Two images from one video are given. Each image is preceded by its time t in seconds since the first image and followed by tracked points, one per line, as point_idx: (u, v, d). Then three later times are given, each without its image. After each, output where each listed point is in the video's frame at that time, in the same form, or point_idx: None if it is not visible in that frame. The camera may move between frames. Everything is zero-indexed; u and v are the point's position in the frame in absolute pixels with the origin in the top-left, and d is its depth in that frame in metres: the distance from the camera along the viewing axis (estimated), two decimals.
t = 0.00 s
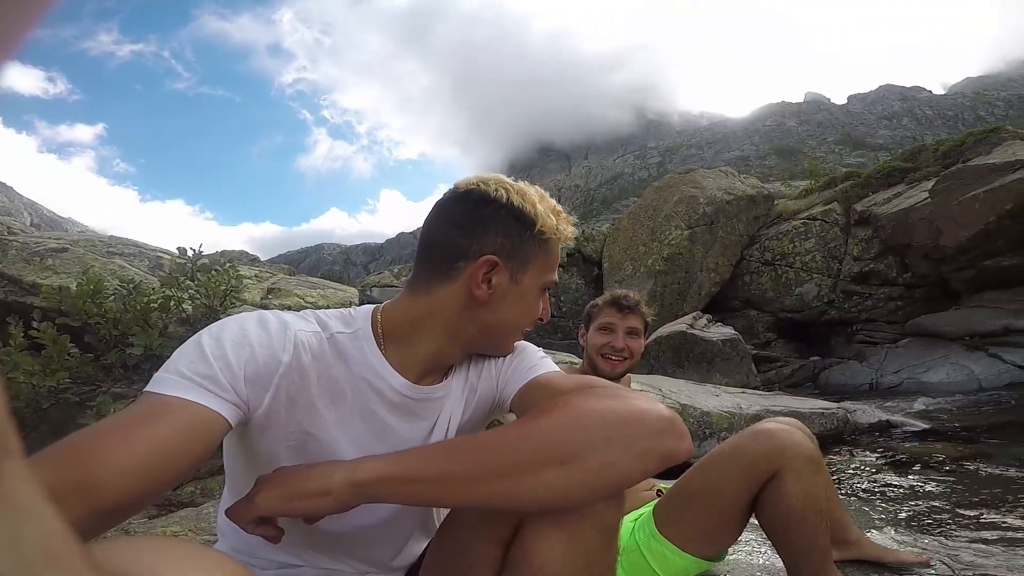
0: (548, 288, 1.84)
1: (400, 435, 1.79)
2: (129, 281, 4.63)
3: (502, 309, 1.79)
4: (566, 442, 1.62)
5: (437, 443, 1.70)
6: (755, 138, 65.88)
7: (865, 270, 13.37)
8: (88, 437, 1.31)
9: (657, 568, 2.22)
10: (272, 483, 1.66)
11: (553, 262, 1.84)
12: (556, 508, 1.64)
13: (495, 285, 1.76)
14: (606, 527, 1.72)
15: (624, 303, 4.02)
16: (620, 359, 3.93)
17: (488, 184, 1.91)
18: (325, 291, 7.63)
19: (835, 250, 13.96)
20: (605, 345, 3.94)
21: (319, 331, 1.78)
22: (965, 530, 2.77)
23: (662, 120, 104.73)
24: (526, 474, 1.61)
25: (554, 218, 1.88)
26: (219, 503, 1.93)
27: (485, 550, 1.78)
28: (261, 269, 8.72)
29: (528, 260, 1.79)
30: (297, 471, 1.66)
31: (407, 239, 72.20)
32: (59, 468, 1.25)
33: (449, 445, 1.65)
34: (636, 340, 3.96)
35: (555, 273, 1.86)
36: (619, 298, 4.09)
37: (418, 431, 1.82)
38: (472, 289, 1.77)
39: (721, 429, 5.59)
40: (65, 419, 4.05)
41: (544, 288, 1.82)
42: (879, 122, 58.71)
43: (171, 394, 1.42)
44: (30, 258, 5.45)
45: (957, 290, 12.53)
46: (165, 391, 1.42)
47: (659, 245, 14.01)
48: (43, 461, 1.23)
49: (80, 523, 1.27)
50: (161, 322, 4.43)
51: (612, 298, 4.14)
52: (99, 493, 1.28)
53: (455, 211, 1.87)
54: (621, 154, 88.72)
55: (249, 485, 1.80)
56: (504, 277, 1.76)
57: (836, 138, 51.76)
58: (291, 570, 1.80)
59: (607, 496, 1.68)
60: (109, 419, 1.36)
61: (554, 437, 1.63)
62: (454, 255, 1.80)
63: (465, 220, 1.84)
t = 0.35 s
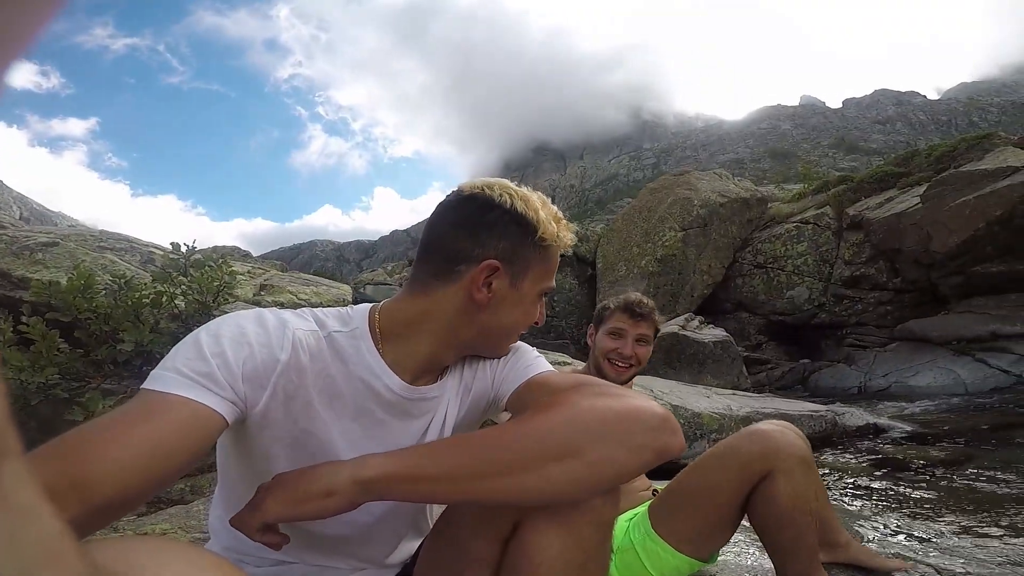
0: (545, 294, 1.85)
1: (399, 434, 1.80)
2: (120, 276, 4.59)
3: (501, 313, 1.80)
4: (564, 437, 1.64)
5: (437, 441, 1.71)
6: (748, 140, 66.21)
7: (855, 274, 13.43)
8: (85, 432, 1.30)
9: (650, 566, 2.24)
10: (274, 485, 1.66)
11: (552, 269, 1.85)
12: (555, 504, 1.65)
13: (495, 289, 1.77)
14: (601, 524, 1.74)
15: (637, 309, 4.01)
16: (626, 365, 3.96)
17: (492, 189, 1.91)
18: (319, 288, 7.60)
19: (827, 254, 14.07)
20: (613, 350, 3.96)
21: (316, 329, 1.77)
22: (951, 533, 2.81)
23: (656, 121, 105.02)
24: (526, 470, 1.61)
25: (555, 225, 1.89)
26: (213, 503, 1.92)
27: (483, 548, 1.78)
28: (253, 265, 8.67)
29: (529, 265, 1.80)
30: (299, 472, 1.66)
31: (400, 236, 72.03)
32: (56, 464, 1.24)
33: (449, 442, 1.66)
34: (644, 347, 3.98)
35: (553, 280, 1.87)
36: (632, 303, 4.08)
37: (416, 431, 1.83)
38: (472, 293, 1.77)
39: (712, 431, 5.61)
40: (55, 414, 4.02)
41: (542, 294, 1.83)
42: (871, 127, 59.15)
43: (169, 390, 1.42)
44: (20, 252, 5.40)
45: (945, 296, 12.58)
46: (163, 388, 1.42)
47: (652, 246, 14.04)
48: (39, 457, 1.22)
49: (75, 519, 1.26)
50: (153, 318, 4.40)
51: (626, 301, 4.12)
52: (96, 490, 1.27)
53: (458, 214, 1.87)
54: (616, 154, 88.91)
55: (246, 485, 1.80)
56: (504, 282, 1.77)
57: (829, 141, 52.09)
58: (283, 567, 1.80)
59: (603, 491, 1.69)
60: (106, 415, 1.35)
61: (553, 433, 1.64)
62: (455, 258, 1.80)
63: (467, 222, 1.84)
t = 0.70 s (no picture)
0: (537, 285, 1.85)
1: (395, 427, 1.80)
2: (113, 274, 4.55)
3: (492, 306, 1.79)
4: (563, 432, 1.64)
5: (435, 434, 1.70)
6: (744, 137, 66.32)
7: (849, 271, 13.47)
8: (77, 433, 1.30)
9: (645, 562, 2.25)
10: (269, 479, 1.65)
11: (543, 260, 1.85)
12: (555, 498, 1.65)
13: (484, 281, 1.77)
14: (597, 521, 1.74)
15: (634, 306, 4.03)
16: (622, 362, 3.96)
17: (478, 181, 1.90)
18: (313, 286, 7.58)
19: (821, 250, 14.11)
20: (608, 346, 3.96)
21: (309, 326, 1.76)
22: (943, 529, 2.83)
23: (652, 118, 105.12)
24: (528, 463, 1.62)
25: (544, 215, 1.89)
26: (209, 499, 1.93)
27: (478, 543, 1.78)
28: (247, 263, 8.63)
29: (518, 256, 1.79)
30: (296, 466, 1.65)
31: (395, 233, 71.87)
32: (47, 466, 1.23)
33: (447, 435, 1.66)
34: (639, 344, 3.98)
35: (544, 271, 1.86)
36: (630, 299, 4.10)
37: (411, 427, 1.82)
38: (461, 286, 1.77)
39: (707, 427, 5.63)
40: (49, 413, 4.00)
41: (533, 285, 1.82)
42: (865, 124, 59.34)
43: (161, 389, 1.41)
44: (13, 251, 5.36)
45: (940, 292, 12.73)
46: (157, 386, 1.41)
47: (648, 243, 14.03)
48: (28, 461, 1.22)
49: (69, 520, 1.25)
50: (147, 316, 4.38)
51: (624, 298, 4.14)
52: (88, 490, 1.26)
53: (444, 206, 1.86)
54: (611, 151, 88.99)
55: (241, 482, 1.80)
56: (493, 273, 1.76)
57: (824, 138, 52.25)
58: (280, 564, 1.80)
59: (599, 487, 1.69)
60: (97, 416, 1.35)
61: (553, 428, 1.64)
62: (444, 251, 1.80)
63: (454, 215, 1.84)
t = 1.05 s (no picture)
0: (518, 264, 1.78)
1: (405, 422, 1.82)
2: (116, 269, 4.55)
3: (465, 283, 1.77)
4: (596, 430, 1.65)
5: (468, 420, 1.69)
6: (743, 138, 66.36)
7: (849, 272, 13.54)
8: (79, 429, 1.28)
9: (644, 559, 2.25)
10: (289, 461, 1.59)
11: (521, 236, 1.80)
12: (580, 497, 1.66)
13: (452, 255, 1.79)
14: (600, 519, 1.73)
15: (630, 305, 4.05)
16: (619, 360, 3.96)
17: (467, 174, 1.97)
18: (314, 284, 7.57)
19: (821, 251, 14.16)
20: (605, 346, 3.95)
21: (315, 321, 1.78)
22: (937, 530, 2.84)
23: (652, 119, 105.26)
24: (561, 458, 1.62)
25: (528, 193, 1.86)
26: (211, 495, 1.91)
27: (484, 539, 1.78)
28: (249, 260, 8.63)
29: (490, 231, 1.80)
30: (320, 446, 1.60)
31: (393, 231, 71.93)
32: (48, 460, 1.22)
33: (482, 424, 1.65)
34: (636, 344, 3.98)
35: (523, 242, 1.80)
36: (626, 299, 4.11)
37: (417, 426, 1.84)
38: (432, 262, 1.80)
39: (706, 427, 5.62)
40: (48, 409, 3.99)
41: (508, 260, 1.77)
42: (864, 125, 59.44)
43: (166, 384, 1.40)
44: (15, 246, 5.35)
45: (938, 294, 12.75)
46: (162, 380, 1.41)
47: (647, 243, 14.03)
48: (29, 454, 1.21)
49: (68, 514, 1.23)
50: (149, 311, 4.37)
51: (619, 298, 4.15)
52: (88, 483, 1.25)
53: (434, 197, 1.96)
54: (612, 150, 89.01)
55: (244, 478, 1.79)
56: (458, 245, 1.79)
57: (824, 138, 52.25)
58: (283, 560, 1.78)
59: (606, 495, 1.70)
60: (101, 410, 1.34)
61: (587, 425, 1.65)
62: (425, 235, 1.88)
63: (441, 202, 1.92)
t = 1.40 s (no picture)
0: (466, 231, 1.85)
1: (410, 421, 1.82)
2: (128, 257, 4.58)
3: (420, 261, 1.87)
4: (612, 436, 1.64)
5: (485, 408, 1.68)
6: (757, 145, 66.07)
7: (860, 283, 13.45)
8: (85, 416, 1.27)
9: (642, 569, 2.20)
10: (299, 444, 1.56)
11: (467, 205, 1.87)
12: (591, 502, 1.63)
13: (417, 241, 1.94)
14: (597, 529, 1.70)
15: (668, 324, 4.09)
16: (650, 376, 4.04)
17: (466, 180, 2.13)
18: (321, 277, 7.59)
19: (832, 262, 14.03)
20: (646, 363, 3.95)
21: (324, 316, 1.83)
22: (938, 545, 2.80)
23: (667, 128, 105.22)
24: (577, 459, 1.61)
25: (483, 168, 1.94)
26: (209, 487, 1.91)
27: (479, 543, 1.76)
28: (259, 252, 8.67)
29: (444, 210, 1.93)
30: (332, 426, 1.59)
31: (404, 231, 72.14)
32: (55, 444, 1.21)
33: (500, 414, 1.64)
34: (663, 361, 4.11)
35: (478, 209, 1.86)
36: (663, 315, 4.12)
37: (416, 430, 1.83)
38: (408, 252, 1.97)
39: (708, 436, 5.57)
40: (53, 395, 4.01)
41: (457, 227, 1.85)
42: (881, 136, 58.96)
43: (174, 373, 1.40)
44: (31, 231, 5.40)
45: (950, 309, 12.63)
46: (170, 369, 1.41)
47: (656, 249, 13.93)
48: (33, 437, 1.19)
49: (68, 500, 1.21)
50: (159, 299, 4.39)
51: (645, 310, 4.08)
52: (92, 470, 1.23)
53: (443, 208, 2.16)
54: (625, 157, 88.99)
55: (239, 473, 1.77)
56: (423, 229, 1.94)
57: (839, 146, 51.92)
58: (274, 552, 1.76)
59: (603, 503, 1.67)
60: (108, 398, 1.33)
61: (604, 429, 1.65)
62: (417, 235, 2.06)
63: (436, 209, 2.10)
